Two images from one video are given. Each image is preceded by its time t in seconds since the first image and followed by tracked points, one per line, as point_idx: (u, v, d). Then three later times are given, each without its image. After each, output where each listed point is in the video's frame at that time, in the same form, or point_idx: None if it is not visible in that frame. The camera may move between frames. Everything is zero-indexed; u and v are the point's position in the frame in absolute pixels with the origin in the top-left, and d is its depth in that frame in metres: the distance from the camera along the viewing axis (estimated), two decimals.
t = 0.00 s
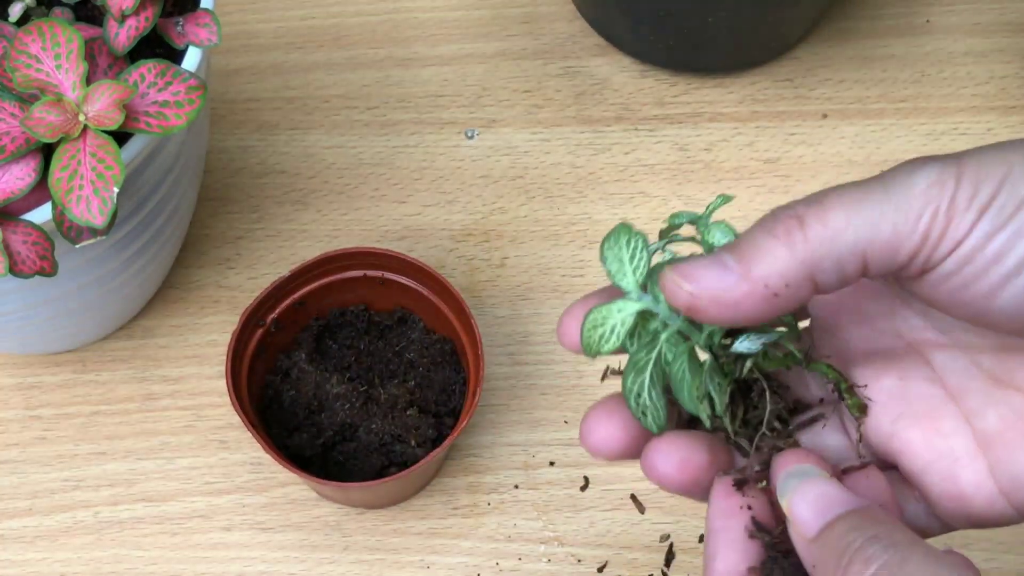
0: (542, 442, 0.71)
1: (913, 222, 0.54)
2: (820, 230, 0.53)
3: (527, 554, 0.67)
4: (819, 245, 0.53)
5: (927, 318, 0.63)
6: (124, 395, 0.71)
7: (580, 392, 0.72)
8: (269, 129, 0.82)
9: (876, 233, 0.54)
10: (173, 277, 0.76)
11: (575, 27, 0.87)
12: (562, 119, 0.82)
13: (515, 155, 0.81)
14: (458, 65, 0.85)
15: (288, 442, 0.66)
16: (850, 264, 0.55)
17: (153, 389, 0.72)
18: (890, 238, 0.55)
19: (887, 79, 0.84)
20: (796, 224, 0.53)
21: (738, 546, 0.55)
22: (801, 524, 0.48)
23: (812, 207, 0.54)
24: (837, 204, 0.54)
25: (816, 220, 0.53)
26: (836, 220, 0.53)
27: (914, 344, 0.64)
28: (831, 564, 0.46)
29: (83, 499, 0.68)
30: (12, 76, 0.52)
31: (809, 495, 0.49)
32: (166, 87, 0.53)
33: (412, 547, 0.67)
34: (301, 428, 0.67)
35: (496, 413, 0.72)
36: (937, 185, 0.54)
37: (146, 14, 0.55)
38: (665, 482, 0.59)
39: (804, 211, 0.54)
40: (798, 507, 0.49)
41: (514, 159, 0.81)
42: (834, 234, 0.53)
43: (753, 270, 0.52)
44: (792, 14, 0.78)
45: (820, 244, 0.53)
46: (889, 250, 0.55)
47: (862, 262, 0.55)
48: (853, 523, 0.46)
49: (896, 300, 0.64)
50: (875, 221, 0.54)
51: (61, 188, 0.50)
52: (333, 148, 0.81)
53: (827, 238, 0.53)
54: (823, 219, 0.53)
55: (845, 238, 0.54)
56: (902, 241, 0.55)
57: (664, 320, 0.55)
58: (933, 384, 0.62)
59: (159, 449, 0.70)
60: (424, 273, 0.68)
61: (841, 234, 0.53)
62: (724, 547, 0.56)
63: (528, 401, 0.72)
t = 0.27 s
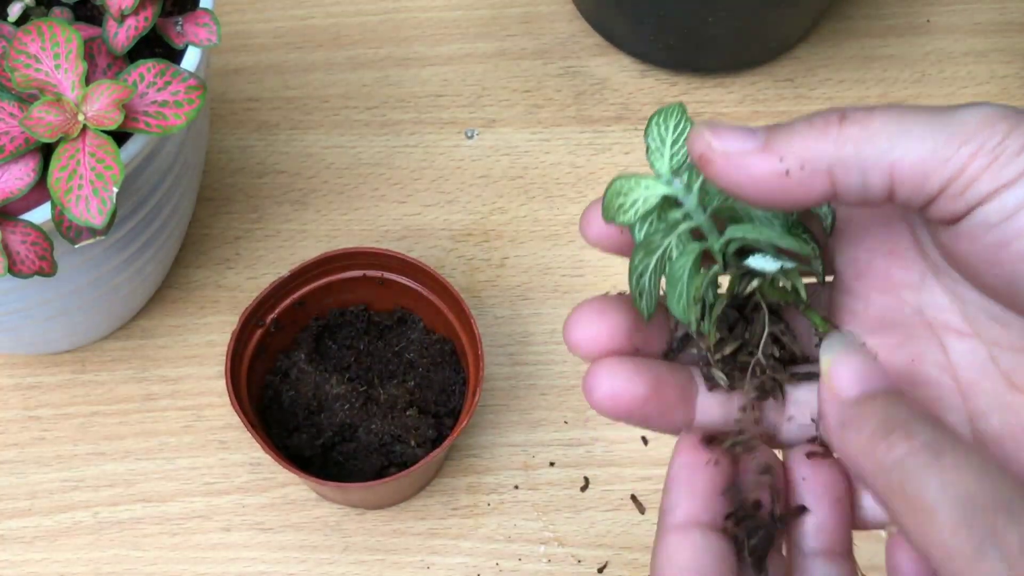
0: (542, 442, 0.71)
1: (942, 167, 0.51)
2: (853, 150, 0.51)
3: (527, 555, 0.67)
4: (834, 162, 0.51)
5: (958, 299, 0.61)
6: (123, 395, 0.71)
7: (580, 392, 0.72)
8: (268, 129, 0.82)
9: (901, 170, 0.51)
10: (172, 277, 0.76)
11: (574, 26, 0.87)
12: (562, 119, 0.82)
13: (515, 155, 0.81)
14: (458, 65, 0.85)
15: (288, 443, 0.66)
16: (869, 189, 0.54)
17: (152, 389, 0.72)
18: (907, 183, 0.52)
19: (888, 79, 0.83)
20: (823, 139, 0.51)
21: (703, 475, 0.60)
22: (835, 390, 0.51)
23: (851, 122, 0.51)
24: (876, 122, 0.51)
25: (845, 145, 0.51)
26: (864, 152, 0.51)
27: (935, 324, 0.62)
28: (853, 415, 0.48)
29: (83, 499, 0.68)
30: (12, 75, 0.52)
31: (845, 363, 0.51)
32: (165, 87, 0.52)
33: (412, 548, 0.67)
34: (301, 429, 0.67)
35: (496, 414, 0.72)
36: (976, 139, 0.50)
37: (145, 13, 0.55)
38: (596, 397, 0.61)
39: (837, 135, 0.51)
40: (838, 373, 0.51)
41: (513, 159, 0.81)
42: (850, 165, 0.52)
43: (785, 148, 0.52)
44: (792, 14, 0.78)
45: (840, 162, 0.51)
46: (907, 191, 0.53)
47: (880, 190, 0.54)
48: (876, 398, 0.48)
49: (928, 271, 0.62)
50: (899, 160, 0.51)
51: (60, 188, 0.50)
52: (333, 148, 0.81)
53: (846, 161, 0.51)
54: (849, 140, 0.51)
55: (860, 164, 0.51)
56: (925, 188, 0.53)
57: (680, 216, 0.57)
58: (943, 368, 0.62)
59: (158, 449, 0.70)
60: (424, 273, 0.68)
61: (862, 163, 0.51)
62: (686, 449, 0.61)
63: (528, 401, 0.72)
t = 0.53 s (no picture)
0: (542, 442, 0.71)
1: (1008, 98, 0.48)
2: (944, 56, 0.49)
3: (527, 555, 0.67)
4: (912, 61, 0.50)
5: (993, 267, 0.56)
6: (123, 396, 0.71)
7: (580, 393, 0.72)
8: (269, 129, 0.81)
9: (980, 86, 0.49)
10: (172, 277, 0.76)
11: (575, 26, 0.87)
12: (562, 119, 0.82)
13: (516, 155, 0.81)
14: (458, 65, 0.85)
15: (288, 443, 0.66)
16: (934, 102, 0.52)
17: (152, 389, 0.72)
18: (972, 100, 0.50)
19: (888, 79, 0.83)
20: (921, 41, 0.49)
21: (711, 389, 0.57)
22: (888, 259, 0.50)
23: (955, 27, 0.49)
24: (969, 38, 0.48)
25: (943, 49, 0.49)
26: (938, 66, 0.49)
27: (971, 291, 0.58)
28: (910, 282, 0.47)
29: (83, 500, 0.68)
30: (11, 75, 0.52)
31: (917, 236, 0.49)
32: (165, 87, 0.52)
33: (412, 548, 0.67)
34: (301, 429, 0.67)
35: (496, 414, 0.72)
36: None
37: (145, 14, 0.54)
38: (599, 356, 0.66)
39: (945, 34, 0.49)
40: (908, 243, 0.49)
41: (513, 159, 0.81)
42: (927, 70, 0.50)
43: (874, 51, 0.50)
44: (793, 13, 0.78)
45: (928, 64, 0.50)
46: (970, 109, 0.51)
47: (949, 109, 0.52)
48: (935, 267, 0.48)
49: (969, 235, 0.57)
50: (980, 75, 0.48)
51: (59, 188, 0.50)
52: (333, 148, 0.81)
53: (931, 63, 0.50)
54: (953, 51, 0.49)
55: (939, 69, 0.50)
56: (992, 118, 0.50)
57: (686, 204, 0.57)
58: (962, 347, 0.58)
59: (158, 449, 0.70)
60: (423, 273, 0.68)
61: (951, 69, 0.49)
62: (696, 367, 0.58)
63: (528, 401, 0.72)
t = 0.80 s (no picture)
0: (542, 442, 0.71)
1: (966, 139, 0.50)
2: (896, 127, 0.51)
3: (527, 555, 0.67)
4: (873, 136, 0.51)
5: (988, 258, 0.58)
6: (123, 395, 0.71)
7: (580, 393, 0.72)
8: (268, 129, 0.81)
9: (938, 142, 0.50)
10: (172, 277, 0.76)
11: (575, 26, 0.87)
12: (563, 119, 0.82)
13: (515, 155, 0.81)
14: (458, 65, 0.85)
15: (288, 443, 0.66)
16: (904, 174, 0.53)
17: (152, 389, 0.72)
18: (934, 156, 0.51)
19: (888, 79, 0.83)
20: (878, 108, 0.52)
21: (748, 368, 0.58)
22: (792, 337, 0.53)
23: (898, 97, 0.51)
24: (918, 102, 0.50)
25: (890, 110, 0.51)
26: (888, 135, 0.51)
27: (979, 276, 0.59)
28: (832, 345, 0.48)
29: (82, 500, 0.68)
30: (11, 75, 0.52)
31: (801, 317, 0.55)
32: (165, 87, 0.52)
33: (412, 548, 0.67)
34: (301, 429, 0.67)
35: (496, 414, 0.72)
36: (1010, 121, 0.48)
37: (144, 13, 0.54)
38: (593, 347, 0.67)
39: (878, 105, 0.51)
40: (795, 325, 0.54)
41: (513, 159, 0.81)
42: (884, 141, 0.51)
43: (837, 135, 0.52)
44: (793, 13, 0.77)
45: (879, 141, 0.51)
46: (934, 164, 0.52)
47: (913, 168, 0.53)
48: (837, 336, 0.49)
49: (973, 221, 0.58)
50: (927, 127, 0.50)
51: (59, 188, 0.50)
52: (333, 148, 0.81)
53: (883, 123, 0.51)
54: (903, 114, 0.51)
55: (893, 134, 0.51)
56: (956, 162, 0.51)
57: (668, 195, 0.55)
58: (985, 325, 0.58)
59: (158, 449, 0.70)
60: (423, 273, 0.68)
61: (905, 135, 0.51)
62: (733, 349, 0.59)
63: (528, 401, 0.72)
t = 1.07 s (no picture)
0: (542, 442, 0.71)
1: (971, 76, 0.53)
2: (904, 74, 0.55)
3: (527, 555, 0.67)
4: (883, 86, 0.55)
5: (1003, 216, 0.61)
6: (123, 395, 0.71)
7: (580, 393, 0.72)
8: (268, 129, 0.81)
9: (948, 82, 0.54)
10: (172, 277, 0.75)
11: (575, 26, 0.87)
12: (563, 119, 0.82)
13: (515, 155, 0.81)
14: (458, 65, 0.84)
15: (288, 443, 0.66)
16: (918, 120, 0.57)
17: (152, 389, 0.72)
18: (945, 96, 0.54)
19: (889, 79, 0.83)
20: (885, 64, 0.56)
21: (742, 357, 0.57)
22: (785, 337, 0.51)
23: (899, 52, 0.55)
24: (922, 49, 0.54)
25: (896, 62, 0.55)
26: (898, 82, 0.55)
27: (993, 238, 0.61)
28: (824, 352, 0.46)
29: (82, 500, 0.68)
30: (11, 75, 0.52)
31: (789, 309, 0.52)
32: (165, 87, 0.52)
33: (413, 548, 0.67)
34: (301, 429, 0.67)
35: (496, 414, 0.72)
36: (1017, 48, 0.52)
37: (144, 13, 0.54)
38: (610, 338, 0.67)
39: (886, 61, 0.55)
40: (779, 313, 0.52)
41: (514, 159, 0.81)
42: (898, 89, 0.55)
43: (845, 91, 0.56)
44: (793, 13, 0.77)
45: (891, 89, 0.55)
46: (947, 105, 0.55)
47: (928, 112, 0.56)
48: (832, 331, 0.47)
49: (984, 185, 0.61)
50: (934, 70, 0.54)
51: (59, 188, 0.50)
52: (333, 148, 0.81)
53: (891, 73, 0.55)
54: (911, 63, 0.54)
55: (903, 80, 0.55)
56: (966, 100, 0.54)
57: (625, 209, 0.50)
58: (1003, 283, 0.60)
59: (158, 449, 0.70)
60: (423, 273, 0.68)
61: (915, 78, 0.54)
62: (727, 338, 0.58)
63: (528, 401, 0.72)
